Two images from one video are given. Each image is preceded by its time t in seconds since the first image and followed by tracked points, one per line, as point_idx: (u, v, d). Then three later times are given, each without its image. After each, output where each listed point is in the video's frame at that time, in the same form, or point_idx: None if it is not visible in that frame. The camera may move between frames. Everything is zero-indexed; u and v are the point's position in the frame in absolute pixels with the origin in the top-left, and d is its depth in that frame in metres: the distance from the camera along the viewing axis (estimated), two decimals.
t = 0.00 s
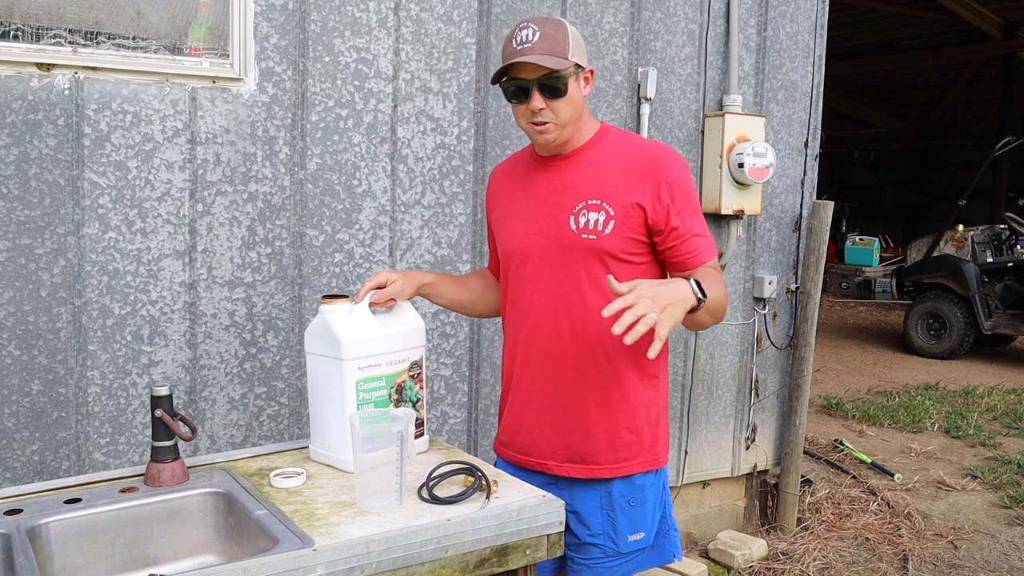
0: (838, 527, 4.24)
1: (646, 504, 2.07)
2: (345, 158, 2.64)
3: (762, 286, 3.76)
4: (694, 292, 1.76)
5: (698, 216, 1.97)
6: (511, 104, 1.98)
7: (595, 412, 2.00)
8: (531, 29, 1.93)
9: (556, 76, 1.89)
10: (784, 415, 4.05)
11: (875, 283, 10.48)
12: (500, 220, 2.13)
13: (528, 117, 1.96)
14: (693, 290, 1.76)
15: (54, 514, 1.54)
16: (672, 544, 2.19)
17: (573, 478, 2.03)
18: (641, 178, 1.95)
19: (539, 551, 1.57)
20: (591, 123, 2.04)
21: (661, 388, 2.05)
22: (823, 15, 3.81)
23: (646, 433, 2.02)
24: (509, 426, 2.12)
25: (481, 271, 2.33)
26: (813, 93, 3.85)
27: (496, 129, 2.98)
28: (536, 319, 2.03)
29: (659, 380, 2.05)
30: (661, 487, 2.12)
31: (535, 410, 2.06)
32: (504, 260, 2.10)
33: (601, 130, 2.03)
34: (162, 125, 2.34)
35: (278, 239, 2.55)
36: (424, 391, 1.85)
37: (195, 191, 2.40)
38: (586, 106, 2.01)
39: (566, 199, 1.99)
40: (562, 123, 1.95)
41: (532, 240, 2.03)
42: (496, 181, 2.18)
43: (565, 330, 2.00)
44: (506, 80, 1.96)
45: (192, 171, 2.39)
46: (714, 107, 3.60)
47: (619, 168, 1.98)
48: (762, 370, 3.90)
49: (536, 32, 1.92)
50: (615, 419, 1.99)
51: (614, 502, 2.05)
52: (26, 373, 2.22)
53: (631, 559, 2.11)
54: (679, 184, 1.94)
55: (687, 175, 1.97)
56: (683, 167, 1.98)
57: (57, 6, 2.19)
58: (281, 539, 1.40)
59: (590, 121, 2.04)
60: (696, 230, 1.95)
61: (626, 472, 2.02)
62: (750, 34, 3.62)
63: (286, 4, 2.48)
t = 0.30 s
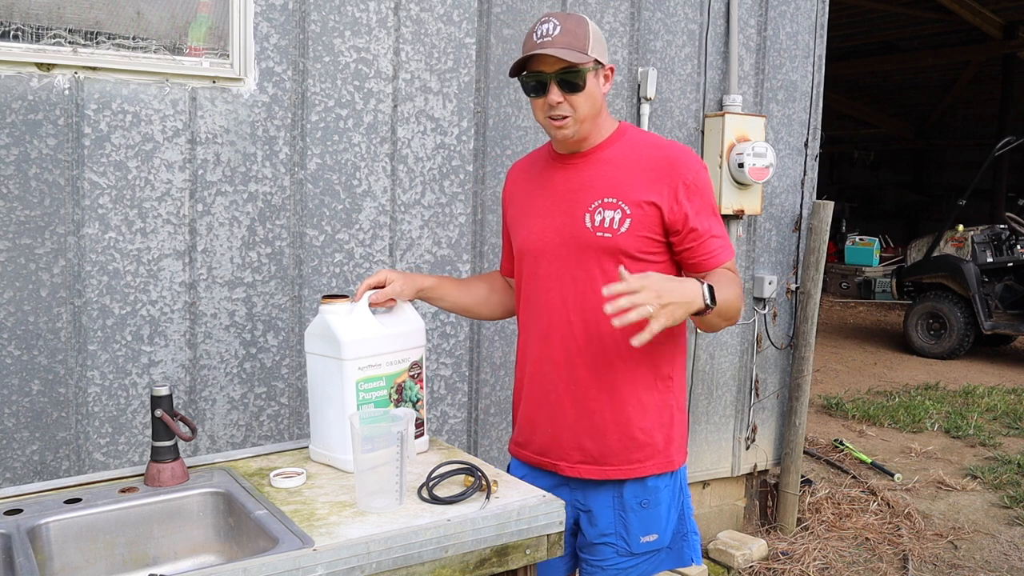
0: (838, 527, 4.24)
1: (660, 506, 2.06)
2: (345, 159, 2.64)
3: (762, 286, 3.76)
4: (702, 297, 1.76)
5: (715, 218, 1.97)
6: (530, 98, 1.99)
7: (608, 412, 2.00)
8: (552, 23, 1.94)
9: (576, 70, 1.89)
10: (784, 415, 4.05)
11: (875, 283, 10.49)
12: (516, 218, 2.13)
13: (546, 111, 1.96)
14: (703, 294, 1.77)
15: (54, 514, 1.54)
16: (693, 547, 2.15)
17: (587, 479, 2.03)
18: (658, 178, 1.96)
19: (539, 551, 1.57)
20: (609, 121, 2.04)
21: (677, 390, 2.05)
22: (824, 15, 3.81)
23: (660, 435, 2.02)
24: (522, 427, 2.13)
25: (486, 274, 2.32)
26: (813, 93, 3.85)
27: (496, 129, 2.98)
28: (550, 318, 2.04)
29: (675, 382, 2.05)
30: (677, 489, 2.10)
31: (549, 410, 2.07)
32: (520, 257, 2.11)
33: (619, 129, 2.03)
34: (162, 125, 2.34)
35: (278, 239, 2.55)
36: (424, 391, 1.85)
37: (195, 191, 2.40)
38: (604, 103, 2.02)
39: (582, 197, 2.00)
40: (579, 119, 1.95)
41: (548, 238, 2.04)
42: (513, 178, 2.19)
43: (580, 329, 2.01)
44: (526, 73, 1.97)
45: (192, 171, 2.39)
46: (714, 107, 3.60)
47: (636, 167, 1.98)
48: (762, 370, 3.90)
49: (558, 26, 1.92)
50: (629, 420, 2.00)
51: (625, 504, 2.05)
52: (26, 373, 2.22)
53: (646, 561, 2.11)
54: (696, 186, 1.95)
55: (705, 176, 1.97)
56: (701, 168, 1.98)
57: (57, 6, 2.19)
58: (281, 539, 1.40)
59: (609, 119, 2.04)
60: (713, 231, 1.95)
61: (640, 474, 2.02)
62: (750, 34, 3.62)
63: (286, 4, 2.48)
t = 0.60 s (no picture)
0: (838, 527, 4.24)
1: (679, 504, 2.05)
2: (345, 159, 2.64)
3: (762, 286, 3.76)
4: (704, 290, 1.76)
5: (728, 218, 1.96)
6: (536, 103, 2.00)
7: (623, 413, 2.00)
8: (555, 27, 1.95)
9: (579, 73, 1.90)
10: (784, 415, 4.05)
11: (875, 283, 10.49)
12: (527, 218, 2.13)
13: (552, 116, 1.96)
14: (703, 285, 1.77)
15: (54, 514, 1.54)
16: (714, 545, 2.13)
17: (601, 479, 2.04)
18: (669, 178, 1.96)
19: (539, 552, 1.57)
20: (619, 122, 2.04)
21: (692, 389, 2.05)
22: (824, 15, 3.81)
23: (676, 435, 2.02)
24: (534, 429, 2.13)
25: (489, 275, 2.32)
26: (813, 93, 3.85)
27: (496, 129, 2.97)
28: (563, 319, 2.04)
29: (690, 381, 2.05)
30: (695, 488, 2.09)
31: (562, 412, 2.07)
32: (531, 258, 2.11)
33: (629, 130, 2.03)
34: (162, 125, 2.34)
35: (278, 239, 2.55)
36: (424, 391, 1.85)
37: (195, 191, 2.40)
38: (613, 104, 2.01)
39: (594, 198, 2.00)
40: (587, 121, 1.95)
41: (560, 240, 2.04)
42: (524, 178, 2.19)
43: (592, 330, 2.01)
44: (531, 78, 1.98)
45: (192, 171, 2.39)
46: (714, 107, 3.60)
47: (648, 167, 1.98)
48: (762, 370, 3.90)
49: (560, 30, 1.93)
50: (643, 420, 2.00)
51: (644, 503, 2.04)
52: (26, 373, 2.22)
53: (666, 560, 2.09)
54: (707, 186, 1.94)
55: (716, 176, 1.97)
56: (713, 168, 1.97)
57: (57, 6, 2.19)
58: (281, 539, 1.40)
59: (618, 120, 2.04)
60: (725, 232, 1.94)
61: (657, 474, 2.02)
62: (750, 34, 3.62)
63: (286, 4, 2.48)
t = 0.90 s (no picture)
0: (838, 527, 4.24)
1: (685, 506, 2.04)
2: (345, 159, 2.64)
3: (762, 286, 3.76)
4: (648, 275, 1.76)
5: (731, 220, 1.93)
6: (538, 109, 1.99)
7: (628, 414, 2.00)
8: (552, 34, 1.95)
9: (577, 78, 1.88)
10: (785, 415, 4.05)
11: (875, 283, 10.49)
12: (534, 220, 2.15)
13: (554, 122, 1.97)
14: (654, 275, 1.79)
15: (54, 514, 1.54)
16: (721, 547, 2.12)
17: (607, 480, 2.04)
18: (671, 179, 1.95)
19: (539, 551, 1.57)
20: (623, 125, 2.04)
21: (698, 391, 2.04)
22: (824, 15, 3.81)
23: (682, 437, 2.01)
24: (542, 430, 2.14)
25: (492, 277, 2.32)
26: (813, 93, 3.85)
27: (496, 129, 2.97)
28: (568, 320, 2.05)
29: (696, 382, 2.04)
30: (702, 490, 2.08)
31: (567, 413, 2.08)
32: (538, 259, 2.12)
33: (635, 131, 2.03)
34: (162, 125, 2.34)
35: (278, 239, 2.55)
36: (424, 391, 1.85)
37: (195, 191, 2.40)
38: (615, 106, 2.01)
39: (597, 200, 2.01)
40: (589, 125, 1.94)
41: (564, 242, 2.05)
42: (532, 179, 2.20)
43: (597, 331, 2.01)
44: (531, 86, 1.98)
45: (192, 171, 2.39)
46: (714, 107, 3.60)
47: (651, 168, 1.97)
48: (762, 370, 3.90)
49: (558, 37, 1.93)
50: (649, 422, 1.99)
51: (650, 504, 2.04)
52: (26, 373, 2.22)
53: (672, 561, 2.09)
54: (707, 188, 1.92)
55: (719, 177, 1.94)
56: (716, 169, 1.95)
57: (57, 6, 2.19)
58: (281, 539, 1.40)
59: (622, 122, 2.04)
60: (726, 234, 1.91)
61: (662, 475, 2.01)
62: (750, 34, 3.62)
63: (286, 4, 2.48)
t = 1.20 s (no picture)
0: (838, 527, 4.24)
1: (682, 507, 2.04)
2: (345, 159, 2.64)
3: (762, 286, 3.76)
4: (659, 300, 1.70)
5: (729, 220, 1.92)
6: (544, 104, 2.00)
7: (623, 413, 2.01)
8: (560, 29, 1.96)
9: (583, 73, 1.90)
10: (784, 415, 4.05)
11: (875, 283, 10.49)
12: (536, 216, 2.16)
13: (560, 117, 1.97)
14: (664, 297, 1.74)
15: (54, 514, 1.54)
16: (718, 548, 2.12)
17: (601, 478, 2.04)
18: (670, 177, 1.95)
19: (539, 551, 1.57)
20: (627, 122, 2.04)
21: (695, 391, 2.04)
22: (824, 15, 3.81)
23: (677, 437, 2.01)
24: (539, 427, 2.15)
25: (492, 276, 2.32)
26: (813, 93, 3.85)
27: (496, 129, 2.97)
28: (566, 317, 2.06)
29: (694, 383, 2.03)
30: (700, 491, 2.08)
31: (562, 410, 2.08)
32: (539, 255, 2.13)
33: (637, 130, 2.03)
34: (162, 125, 2.34)
35: (278, 239, 2.55)
36: (424, 390, 1.85)
37: (195, 191, 2.40)
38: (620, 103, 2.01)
39: (596, 197, 2.01)
40: (595, 121, 1.95)
41: (563, 238, 2.06)
42: (535, 175, 2.21)
43: (593, 330, 2.01)
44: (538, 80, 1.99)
45: (192, 171, 2.39)
46: (714, 107, 3.60)
47: (651, 166, 1.97)
48: (762, 370, 3.90)
49: (566, 32, 1.94)
50: (643, 420, 1.99)
51: (648, 504, 2.04)
52: (26, 373, 2.22)
53: (668, 561, 2.09)
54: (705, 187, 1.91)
55: (719, 176, 1.94)
56: (715, 168, 1.94)
57: (57, 6, 2.19)
58: (281, 539, 1.40)
59: (626, 119, 2.04)
60: (723, 233, 1.90)
61: (657, 474, 2.01)
62: (750, 34, 3.62)
63: (286, 4, 2.48)
